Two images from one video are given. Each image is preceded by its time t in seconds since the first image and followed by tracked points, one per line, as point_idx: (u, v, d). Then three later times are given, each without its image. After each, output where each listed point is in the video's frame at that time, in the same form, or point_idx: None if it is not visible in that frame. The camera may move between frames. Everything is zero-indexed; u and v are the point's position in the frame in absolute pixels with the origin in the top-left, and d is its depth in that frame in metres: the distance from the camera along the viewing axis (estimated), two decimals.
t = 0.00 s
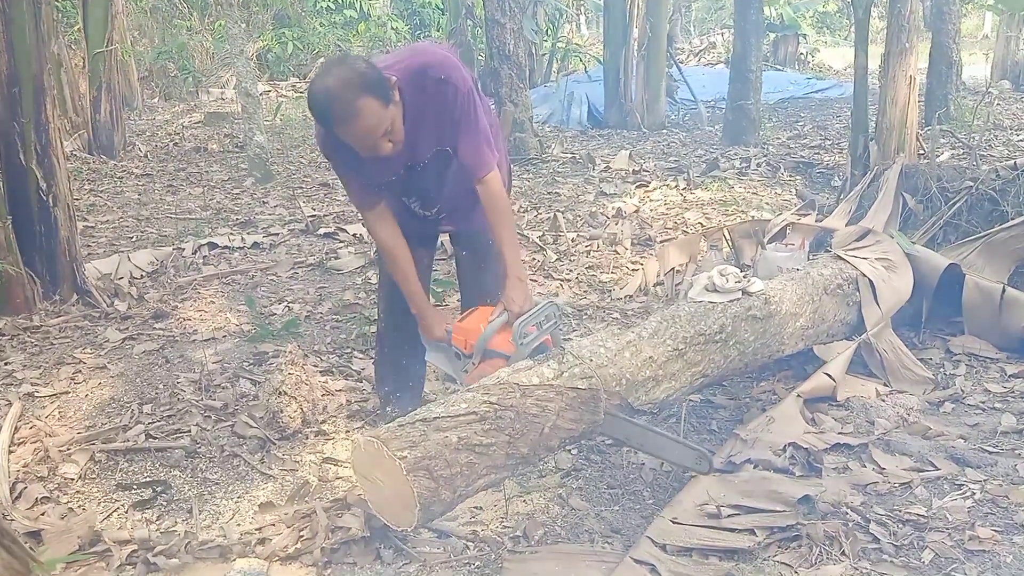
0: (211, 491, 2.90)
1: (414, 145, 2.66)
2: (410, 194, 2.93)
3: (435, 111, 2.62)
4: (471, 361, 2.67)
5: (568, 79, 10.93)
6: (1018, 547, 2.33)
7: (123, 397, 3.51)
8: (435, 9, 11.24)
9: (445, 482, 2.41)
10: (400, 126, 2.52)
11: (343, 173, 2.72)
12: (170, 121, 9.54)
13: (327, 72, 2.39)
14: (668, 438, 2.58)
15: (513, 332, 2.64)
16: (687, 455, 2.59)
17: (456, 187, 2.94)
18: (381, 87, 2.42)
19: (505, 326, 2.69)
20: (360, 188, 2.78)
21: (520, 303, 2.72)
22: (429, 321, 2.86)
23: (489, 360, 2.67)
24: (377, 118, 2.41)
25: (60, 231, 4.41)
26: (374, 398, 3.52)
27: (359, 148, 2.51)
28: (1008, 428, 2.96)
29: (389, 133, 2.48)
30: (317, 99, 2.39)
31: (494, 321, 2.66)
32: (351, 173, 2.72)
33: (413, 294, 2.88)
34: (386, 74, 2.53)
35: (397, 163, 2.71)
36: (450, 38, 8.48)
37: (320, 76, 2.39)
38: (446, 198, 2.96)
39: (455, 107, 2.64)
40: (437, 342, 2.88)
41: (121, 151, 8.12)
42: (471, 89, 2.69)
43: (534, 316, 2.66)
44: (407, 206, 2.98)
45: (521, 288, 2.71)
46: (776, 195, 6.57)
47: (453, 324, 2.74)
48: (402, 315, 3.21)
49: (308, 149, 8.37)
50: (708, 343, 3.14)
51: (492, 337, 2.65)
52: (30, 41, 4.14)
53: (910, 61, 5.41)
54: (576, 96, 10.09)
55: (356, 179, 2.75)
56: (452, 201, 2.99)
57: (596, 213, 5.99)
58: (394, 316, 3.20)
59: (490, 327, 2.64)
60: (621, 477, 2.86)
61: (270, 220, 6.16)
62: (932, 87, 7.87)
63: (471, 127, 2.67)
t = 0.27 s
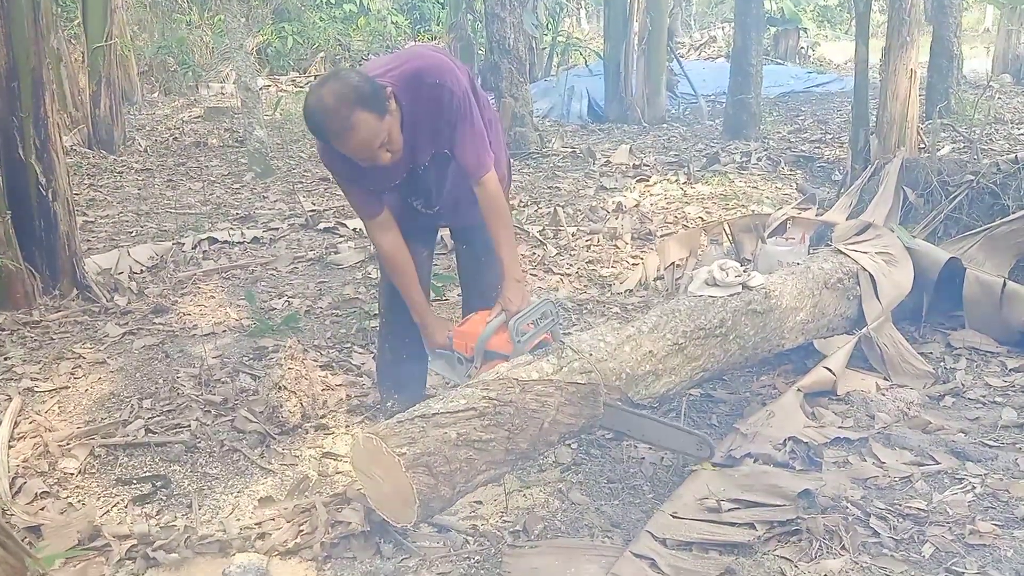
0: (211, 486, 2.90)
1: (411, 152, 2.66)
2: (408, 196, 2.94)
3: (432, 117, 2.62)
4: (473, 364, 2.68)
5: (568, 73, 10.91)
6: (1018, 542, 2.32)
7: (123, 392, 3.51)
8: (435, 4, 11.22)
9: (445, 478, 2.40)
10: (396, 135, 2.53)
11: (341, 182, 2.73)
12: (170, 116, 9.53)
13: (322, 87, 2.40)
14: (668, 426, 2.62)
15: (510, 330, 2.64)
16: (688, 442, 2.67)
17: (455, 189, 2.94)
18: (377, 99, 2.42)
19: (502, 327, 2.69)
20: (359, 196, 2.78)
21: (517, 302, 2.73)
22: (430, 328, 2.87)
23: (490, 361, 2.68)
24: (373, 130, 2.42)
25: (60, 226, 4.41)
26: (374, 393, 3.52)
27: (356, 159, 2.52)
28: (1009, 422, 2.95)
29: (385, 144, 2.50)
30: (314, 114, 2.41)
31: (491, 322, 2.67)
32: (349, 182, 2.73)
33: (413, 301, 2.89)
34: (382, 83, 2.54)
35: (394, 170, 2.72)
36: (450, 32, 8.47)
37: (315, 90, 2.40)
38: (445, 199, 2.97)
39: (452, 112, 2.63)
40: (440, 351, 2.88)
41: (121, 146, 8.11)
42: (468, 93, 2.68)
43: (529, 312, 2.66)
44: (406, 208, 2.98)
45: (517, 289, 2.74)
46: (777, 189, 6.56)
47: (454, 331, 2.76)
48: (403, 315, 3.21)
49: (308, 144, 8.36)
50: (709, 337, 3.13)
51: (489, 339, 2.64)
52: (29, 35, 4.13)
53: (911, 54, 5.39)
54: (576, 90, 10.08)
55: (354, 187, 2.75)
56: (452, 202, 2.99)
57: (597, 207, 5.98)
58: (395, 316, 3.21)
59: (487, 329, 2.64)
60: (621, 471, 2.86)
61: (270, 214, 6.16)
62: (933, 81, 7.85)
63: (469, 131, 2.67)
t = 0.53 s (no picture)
0: (212, 478, 2.90)
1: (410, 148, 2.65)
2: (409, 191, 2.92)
3: (430, 114, 2.60)
4: (474, 358, 2.65)
5: (568, 66, 10.88)
6: (1019, 532, 2.32)
7: (124, 385, 3.50)
8: None
9: (444, 474, 2.42)
10: (395, 133, 2.51)
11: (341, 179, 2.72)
12: (170, 109, 9.51)
13: (319, 86, 2.39)
14: (667, 417, 2.62)
15: (511, 324, 2.61)
16: (689, 432, 2.64)
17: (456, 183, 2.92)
18: (375, 97, 2.40)
19: (504, 320, 2.65)
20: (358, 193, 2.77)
21: (519, 295, 2.70)
22: (431, 323, 2.85)
23: (491, 354, 2.65)
24: (371, 129, 2.41)
25: (59, 219, 4.40)
26: (375, 385, 3.52)
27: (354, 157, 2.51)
28: (1011, 414, 2.95)
29: (383, 143, 2.49)
30: (312, 113, 2.40)
31: (491, 315, 2.62)
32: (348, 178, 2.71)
33: (414, 297, 2.87)
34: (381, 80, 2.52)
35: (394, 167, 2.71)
36: (450, 25, 8.44)
37: (312, 89, 2.39)
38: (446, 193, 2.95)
39: (451, 109, 2.61)
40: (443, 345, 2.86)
41: (120, 139, 8.10)
42: (468, 88, 2.65)
43: (529, 306, 2.64)
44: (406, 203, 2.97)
45: (520, 283, 2.71)
46: (778, 181, 6.54)
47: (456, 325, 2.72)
48: (404, 310, 3.19)
49: (307, 137, 8.34)
50: (710, 329, 3.12)
51: (491, 332, 2.61)
52: (27, 28, 4.11)
53: (912, 46, 5.37)
54: (577, 83, 10.05)
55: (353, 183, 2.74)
56: (453, 196, 2.97)
57: (597, 200, 5.97)
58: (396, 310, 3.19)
59: (489, 322, 2.59)
60: (621, 463, 2.85)
61: (270, 208, 6.15)
62: (935, 73, 7.84)
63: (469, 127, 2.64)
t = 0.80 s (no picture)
0: (211, 473, 2.90)
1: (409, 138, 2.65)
2: (407, 183, 2.92)
3: (430, 104, 2.61)
4: (473, 349, 2.66)
5: (567, 60, 10.86)
6: (1017, 526, 2.32)
7: (123, 380, 3.50)
8: None
9: (441, 477, 2.41)
10: (395, 121, 2.51)
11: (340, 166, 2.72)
12: (168, 105, 9.49)
13: (320, 72, 2.39)
14: (666, 419, 2.60)
15: (513, 317, 2.62)
16: (688, 435, 2.61)
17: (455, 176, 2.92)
18: (375, 85, 2.40)
19: (505, 313, 2.67)
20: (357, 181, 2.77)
21: (520, 289, 2.71)
22: (430, 314, 2.85)
23: (490, 347, 2.66)
24: (371, 115, 2.41)
25: (58, 214, 4.40)
26: (373, 380, 3.52)
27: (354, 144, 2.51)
28: (1009, 408, 2.95)
29: (384, 131, 2.48)
30: (312, 99, 2.39)
31: (493, 307, 2.64)
32: (347, 166, 2.71)
33: (413, 288, 2.88)
34: (382, 69, 2.52)
35: (393, 157, 2.71)
36: (448, 20, 8.43)
37: (313, 75, 2.39)
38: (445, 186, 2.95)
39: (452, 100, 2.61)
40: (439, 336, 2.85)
41: (118, 135, 8.08)
42: (469, 81, 2.66)
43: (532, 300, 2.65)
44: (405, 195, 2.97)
45: (522, 276, 2.73)
46: (776, 175, 6.54)
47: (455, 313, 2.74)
48: (403, 303, 3.19)
49: (306, 132, 8.33)
50: (708, 323, 3.12)
51: (491, 324, 2.63)
52: (25, 23, 4.10)
53: (911, 40, 5.37)
54: (575, 78, 10.04)
55: (353, 172, 2.74)
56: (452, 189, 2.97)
57: (596, 194, 5.97)
58: (395, 303, 3.19)
59: (490, 314, 2.62)
60: (620, 457, 2.86)
61: (269, 203, 6.14)
62: (933, 67, 7.83)
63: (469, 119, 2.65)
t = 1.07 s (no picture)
0: (209, 470, 2.90)
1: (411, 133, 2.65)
2: (407, 178, 2.92)
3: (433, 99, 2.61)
4: (471, 345, 2.68)
5: (564, 56, 10.85)
6: (1014, 520, 2.33)
7: (120, 377, 3.50)
8: None
9: (438, 479, 2.39)
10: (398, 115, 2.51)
11: (342, 161, 2.71)
12: (165, 101, 9.47)
13: (325, 63, 2.38)
14: (664, 415, 2.56)
15: (511, 313, 2.61)
16: (686, 433, 2.57)
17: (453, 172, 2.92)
18: (380, 78, 2.40)
19: (504, 309, 2.67)
20: (358, 176, 2.77)
21: (518, 284, 2.71)
22: (429, 308, 2.85)
23: (487, 342, 2.66)
24: (376, 108, 2.40)
25: (55, 211, 4.39)
26: (372, 376, 3.52)
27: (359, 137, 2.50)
28: (1006, 402, 2.95)
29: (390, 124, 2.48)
30: (317, 90, 2.39)
31: (491, 303, 2.65)
32: (349, 160, 2.70)
33: (413, 284, 2.88)
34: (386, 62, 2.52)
35: (394, 151, 2.70)
36: (446, 16, 8.42)
37: (318, 66, 2.38)
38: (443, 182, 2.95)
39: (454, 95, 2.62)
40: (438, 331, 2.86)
41: (115, 131, 8.06)
42: (470, 76, 2.67)
43: (530, 297, 2.63)
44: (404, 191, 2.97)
45: (521, 270, 2.73)
46: (774, 171, 6.54)
47: (453, 308, 2.77)
48: (401, 299, 3.18)
49: (303, 128, 8.32)
50: (706, 319, 3.12)
51: (489, 321, 2.63)
52: (21, 20, 4.09)
53: (909, 35, 5.37)
54: (573, 73, 10.02)
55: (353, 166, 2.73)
56: (450, 185, 2.97)
57: (594, 190, 5.97)
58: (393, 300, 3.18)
59: (488, 311, 2.63)
60: (618, 453, 2.86)
61: (267, 199, 6.14)
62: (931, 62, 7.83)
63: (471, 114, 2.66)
